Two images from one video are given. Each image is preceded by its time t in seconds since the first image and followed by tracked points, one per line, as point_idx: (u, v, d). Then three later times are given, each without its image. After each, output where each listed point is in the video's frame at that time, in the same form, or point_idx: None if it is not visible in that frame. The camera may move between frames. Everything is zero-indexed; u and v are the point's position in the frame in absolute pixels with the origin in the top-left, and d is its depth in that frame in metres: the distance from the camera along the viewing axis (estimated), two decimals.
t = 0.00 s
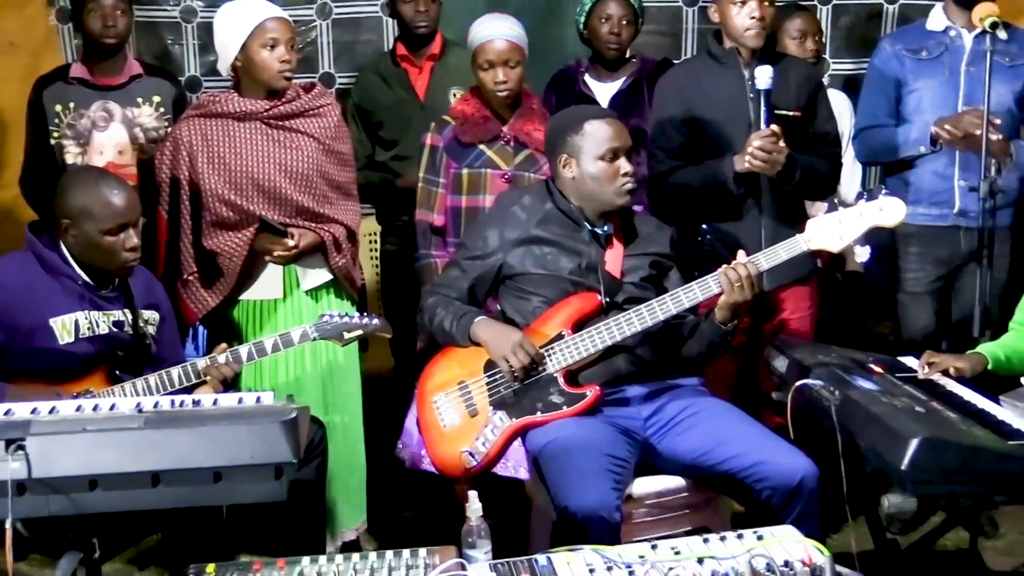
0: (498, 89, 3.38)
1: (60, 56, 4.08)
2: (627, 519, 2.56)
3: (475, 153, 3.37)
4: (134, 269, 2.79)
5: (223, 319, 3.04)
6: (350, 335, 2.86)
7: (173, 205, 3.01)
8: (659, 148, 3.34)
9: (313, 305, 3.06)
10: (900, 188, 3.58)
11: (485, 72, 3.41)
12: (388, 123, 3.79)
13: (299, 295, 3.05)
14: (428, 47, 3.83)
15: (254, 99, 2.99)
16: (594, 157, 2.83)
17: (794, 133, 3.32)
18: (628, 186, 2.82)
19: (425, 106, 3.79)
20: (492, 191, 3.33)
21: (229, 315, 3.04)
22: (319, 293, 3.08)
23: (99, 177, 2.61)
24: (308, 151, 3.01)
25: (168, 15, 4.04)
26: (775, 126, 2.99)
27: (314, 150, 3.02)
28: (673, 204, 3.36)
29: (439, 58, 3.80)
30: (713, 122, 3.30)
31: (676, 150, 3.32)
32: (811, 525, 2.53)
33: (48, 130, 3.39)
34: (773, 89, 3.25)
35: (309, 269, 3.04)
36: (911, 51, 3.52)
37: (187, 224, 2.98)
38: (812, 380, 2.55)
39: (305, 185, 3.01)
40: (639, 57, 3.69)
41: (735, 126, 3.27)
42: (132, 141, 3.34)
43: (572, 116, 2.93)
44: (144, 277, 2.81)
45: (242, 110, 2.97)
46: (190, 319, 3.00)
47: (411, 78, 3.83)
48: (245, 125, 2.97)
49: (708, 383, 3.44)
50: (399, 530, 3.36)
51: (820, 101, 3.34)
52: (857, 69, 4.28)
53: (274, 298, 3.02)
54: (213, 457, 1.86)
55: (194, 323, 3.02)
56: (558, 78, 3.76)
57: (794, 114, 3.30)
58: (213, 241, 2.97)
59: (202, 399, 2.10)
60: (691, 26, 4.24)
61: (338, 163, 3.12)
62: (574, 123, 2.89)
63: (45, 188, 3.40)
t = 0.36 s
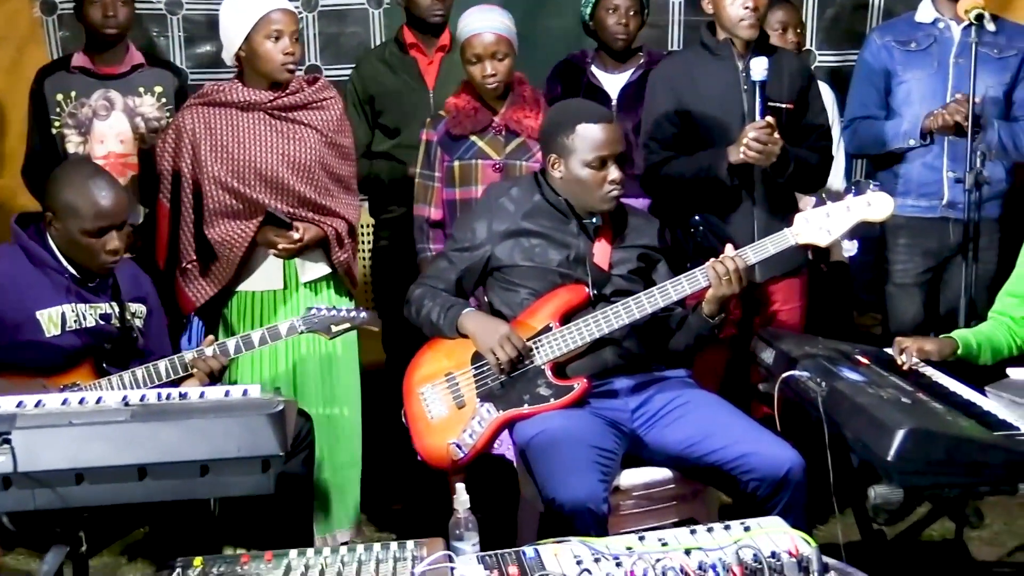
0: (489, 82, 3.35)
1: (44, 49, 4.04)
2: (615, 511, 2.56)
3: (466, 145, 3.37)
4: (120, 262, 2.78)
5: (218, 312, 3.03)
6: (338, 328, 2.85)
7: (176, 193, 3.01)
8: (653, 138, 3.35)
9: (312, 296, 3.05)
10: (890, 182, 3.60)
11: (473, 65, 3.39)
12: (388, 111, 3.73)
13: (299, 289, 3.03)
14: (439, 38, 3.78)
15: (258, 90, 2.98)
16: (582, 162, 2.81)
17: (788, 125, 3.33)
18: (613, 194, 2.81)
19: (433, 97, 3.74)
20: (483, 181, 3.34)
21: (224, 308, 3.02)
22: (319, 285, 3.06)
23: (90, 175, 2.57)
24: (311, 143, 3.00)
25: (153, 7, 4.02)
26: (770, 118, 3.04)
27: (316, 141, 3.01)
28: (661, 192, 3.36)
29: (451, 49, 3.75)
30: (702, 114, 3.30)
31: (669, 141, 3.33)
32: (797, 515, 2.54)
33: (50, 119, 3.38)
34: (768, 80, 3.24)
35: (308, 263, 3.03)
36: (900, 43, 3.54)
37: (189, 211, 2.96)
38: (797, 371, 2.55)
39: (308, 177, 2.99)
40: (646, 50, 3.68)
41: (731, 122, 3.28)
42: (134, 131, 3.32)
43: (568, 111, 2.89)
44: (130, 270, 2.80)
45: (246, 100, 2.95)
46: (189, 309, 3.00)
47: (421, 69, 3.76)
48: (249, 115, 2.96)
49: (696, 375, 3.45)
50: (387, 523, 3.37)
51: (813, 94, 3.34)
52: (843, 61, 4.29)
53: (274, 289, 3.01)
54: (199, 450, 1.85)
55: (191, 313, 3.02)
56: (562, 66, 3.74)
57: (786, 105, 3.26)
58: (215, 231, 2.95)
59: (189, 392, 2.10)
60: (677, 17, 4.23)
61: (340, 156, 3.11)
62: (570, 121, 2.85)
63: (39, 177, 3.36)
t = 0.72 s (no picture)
0: (495, 78, 3.36)
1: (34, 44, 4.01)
2: (606, 504, 2.57)
3: (476, 141, 3.37)
4: (108, 255, 2.74)
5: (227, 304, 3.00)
6: (329, 322, 2.84)
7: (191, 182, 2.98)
8: (653, 127, 3.34)
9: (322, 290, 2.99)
10: (881, 174, 3.61)
11: (480, 63, 3.38)
12: (402, 101, 3.70)
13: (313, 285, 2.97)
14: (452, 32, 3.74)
15: (278, 82, 2.96)
16: (569, 144, 2.83)
17: (789, 120, 3.33)
18: (602, 173, 2.83)
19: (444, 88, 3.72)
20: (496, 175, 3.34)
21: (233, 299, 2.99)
22: (330, 278, 3.01)
23: (79, 171, 2.53)
24: (329, 137, 2.99)
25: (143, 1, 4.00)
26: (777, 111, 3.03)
27: (334, 135, 3.00)
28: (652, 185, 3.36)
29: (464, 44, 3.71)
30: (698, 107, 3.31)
31: (669, 129, 3.33)
32: (788, 508, 2.54)
33: (64, 109, 3.38)
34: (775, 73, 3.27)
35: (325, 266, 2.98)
36: (891, 36, 3.54)
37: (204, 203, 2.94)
38: (788, 363, 2.55)
39: (324, 170, 2.98)
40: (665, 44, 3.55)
41: (732, 113, 3.30)
42: (146, 125, 3.32)
43: (545, 102, 2.91)
44: (120, 263, 2.76)
45: (266, 91, 2.94)
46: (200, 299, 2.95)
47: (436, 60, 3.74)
48: (268, 107, 2.94)
49: (687, 368, 3.45)
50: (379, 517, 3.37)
51: (811, 90, 3.36)
52: (834, 54, 4.29)
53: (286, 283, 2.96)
54: (189, 445, 1.85)
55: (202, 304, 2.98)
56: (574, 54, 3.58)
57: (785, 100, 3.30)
58: (230, 221, 2.92)
59: (179, 387, 2.09)
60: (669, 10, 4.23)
61: (356, 151, 3.10)
62: (553, 105, 2.88)
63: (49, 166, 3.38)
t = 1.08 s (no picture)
0: (500, 69, 3.38)
1: (24, 38, 3.89)
2: (598, 499, 2.57)
3: (483, 136, 3.36)
4: (99, 250, 2.74)
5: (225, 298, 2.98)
6: (320, 317, 2.86)
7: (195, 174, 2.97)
8: (651, 118, 3.34)
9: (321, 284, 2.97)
10: (871, 168, 3.60)
11: (485, 52, 3.39)
12: (401, 95, 3.69)
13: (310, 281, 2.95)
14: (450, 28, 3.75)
15: (283, 76, 2.96)
16: (562, 135, 2.85)
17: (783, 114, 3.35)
18: (595, 164, 2.85)
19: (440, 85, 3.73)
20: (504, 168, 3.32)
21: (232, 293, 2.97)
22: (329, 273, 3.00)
23: (68, 171, 2.52)
24: (332, 133, 2.99)
25: None
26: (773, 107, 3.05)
27: (337, 132, 2.99)
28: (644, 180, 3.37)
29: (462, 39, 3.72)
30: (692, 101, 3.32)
31: (664, 121, 3.34)
32: (779, 503, 2.55)
33: (62, 104, 3.29)
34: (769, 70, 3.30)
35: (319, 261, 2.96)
36: (882, 31, 3.54)
37: (206, 195, 2.94)
38: (779, 358, 2.55)
39: (326, 167, 2.97)
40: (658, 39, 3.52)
41: (728, 109, 3.32)
42: (144, 120, 3.25)
43: (542, 96, 2.92)
44: (111, 258, 2.76)
45: (271, 85, 2.93)
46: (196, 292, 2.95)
47: (433, 56, 3.74)
48: (273, 101, 2.94)
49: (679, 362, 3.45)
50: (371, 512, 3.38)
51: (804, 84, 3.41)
52: (824, 48, 4.29)
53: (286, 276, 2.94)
54: (180, 439, 1.85)
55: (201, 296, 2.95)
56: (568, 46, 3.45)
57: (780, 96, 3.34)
58: (230, 216, 2.91)
59: (170, 381, 2.10)
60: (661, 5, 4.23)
61: (360, 149, 3.09)
62: (542, 100, 2.90)
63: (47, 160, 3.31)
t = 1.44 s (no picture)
0: (487, 66, 3.37)
1: (12, 35, 3.88)
2: (587, 494, 2.57)
3: (466, 130, 3.37)
4: (89, 246, 2.73)
5: (199, 295, 3.00)
6: (310, 314, 2.78)
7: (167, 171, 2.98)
8: (631, 114, 3.37)
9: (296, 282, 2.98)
10: (860, 166, 3.62)
11: (474, 48, 3.38)
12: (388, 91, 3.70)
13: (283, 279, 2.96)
14: (420, 23, 3.76)
15: (255, 72, 2.93)
16: (558, 146, 2.80)
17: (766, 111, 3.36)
18: (588, 178, 2.82)
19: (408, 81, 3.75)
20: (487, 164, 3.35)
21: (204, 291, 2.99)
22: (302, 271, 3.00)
23: (59, 166, 2.52)
24: (305, 130, 2.96)
25: None
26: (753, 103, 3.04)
27: (309, 129, 2.97)
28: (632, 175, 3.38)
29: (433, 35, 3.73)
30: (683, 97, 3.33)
31: (645, 117, 3.36)
32: (769, 498, 2.55)
33: (35, 99, 3.28)
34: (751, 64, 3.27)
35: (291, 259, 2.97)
36: (871, 26, 3.55)
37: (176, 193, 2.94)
38: (769, 354, 2.56)
39: (299, 164, 2.96)
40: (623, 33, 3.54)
41: (709, 103, 3.31)
42: (118, 116, 3.23)
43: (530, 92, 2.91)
44: (101, 254, 2.75)
45: (242, 81, 2.91)
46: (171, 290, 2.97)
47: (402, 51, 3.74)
48: (244, 97, 2.91)
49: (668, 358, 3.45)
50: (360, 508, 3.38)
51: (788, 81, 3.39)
52: (813, 44, 4.30)
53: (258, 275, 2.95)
54: (170, 436, 1.84)
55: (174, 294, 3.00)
56: (534, 46, 3.53)
57: (763, 92, 3.25)
58: (199, 215, 2.90)
59: (160, 377, 2.10)
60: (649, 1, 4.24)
61: (335, 144, 3.07)
62: (546, 104, 2.83)
63: (21, 157, 3.30)
